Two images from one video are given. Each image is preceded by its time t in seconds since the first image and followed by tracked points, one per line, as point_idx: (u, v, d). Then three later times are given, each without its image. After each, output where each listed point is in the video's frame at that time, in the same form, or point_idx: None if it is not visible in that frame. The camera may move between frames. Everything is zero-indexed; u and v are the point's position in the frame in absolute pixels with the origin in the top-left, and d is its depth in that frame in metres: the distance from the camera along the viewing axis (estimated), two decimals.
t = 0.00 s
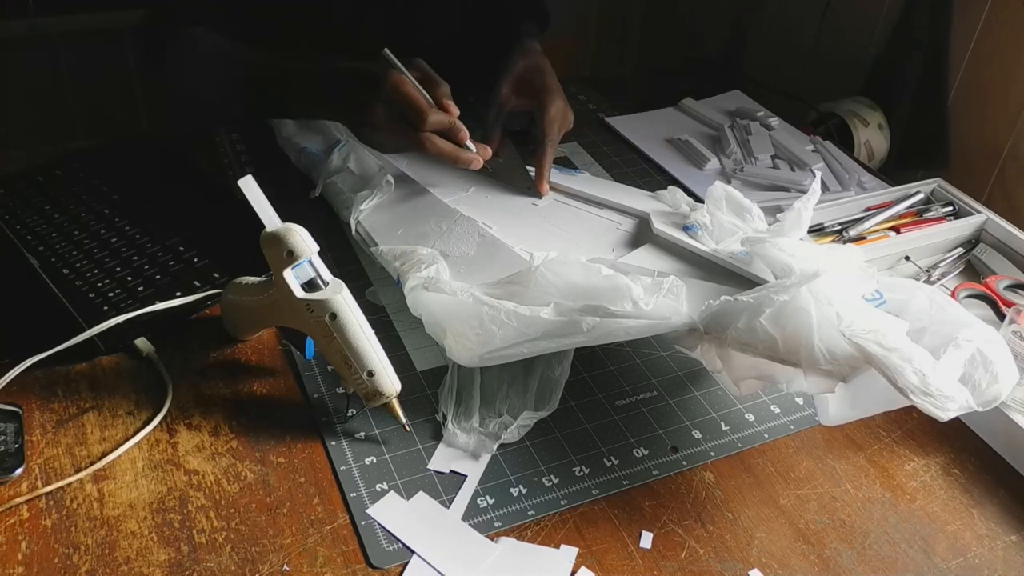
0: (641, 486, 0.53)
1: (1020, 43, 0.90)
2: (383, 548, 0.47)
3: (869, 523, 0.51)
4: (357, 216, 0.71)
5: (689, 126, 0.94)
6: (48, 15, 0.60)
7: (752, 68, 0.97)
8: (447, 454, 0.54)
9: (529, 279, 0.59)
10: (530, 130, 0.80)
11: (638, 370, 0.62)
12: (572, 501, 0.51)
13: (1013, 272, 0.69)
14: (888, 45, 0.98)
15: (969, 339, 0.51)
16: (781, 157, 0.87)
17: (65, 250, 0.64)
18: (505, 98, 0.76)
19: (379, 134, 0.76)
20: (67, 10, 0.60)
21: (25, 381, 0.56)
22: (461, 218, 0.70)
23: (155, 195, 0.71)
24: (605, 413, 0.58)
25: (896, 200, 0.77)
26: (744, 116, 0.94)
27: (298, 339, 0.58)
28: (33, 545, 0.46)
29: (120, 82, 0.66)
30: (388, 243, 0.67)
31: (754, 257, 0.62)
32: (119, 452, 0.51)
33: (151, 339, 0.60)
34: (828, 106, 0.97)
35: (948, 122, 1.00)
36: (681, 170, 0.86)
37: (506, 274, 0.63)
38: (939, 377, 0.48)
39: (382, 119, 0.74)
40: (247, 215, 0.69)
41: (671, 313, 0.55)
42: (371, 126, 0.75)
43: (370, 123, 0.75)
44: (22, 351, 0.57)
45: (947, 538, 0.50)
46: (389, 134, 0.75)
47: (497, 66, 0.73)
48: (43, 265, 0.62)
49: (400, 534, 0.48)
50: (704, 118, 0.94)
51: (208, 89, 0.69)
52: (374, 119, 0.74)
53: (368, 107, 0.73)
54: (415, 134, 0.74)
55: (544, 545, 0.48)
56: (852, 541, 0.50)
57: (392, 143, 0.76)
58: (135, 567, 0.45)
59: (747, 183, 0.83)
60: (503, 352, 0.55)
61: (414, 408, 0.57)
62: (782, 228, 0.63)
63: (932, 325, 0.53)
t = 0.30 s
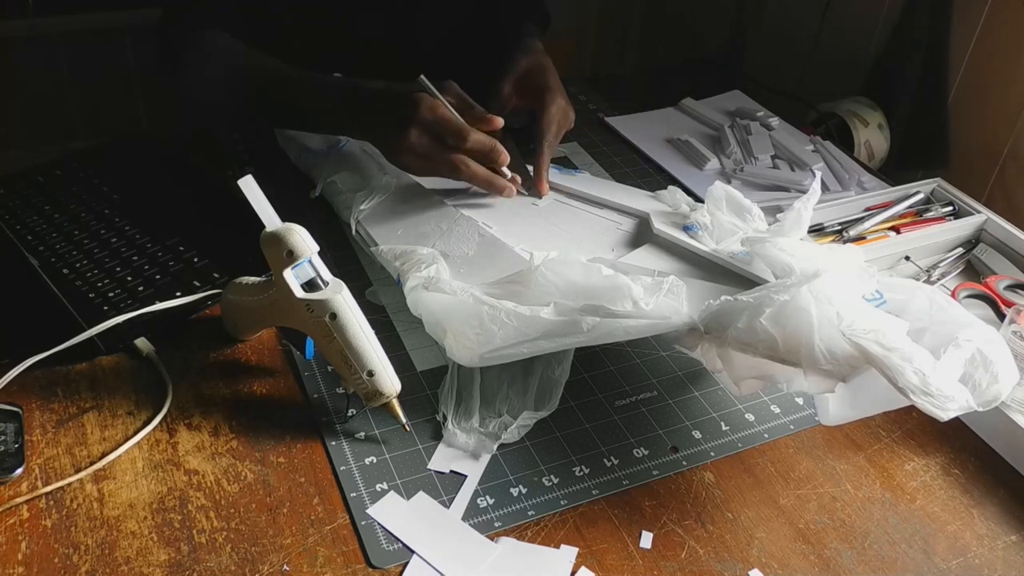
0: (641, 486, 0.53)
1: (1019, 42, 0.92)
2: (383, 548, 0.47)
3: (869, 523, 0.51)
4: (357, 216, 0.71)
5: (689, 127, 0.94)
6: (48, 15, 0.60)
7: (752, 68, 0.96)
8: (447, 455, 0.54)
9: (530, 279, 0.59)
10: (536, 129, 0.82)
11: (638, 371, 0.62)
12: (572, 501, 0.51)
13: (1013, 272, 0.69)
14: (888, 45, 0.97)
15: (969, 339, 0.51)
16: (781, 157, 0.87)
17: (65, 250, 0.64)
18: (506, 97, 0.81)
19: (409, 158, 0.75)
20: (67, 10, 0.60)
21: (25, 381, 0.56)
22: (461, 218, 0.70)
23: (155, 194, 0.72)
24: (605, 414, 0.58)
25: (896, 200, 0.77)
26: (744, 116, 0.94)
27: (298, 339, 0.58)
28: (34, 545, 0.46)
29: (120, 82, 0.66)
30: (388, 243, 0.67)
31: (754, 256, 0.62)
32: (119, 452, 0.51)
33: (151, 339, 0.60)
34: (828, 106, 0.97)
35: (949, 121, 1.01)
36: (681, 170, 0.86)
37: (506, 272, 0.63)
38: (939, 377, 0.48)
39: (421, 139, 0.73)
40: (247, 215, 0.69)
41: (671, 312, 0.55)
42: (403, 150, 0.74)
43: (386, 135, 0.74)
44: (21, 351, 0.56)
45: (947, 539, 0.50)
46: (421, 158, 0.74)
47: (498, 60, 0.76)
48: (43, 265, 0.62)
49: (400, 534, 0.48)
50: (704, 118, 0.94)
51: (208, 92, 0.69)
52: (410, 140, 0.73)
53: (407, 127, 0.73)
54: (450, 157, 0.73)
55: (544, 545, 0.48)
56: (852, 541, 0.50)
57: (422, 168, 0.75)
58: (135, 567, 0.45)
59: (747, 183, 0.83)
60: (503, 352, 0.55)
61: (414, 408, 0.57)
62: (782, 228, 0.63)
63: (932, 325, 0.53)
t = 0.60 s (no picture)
0: (641, 486, 0.53)
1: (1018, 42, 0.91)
2: (383, 548, 0.47)
3: (869, 523, 0.51)
4: (357, 215, 0.71)
5: (689, 127, 0.94)
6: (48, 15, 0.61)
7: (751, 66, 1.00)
8: (447, 454, 0.54)
9: (530, 278, 0.59)
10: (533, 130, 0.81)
11: (639, 370, 0.62)
12: (572, 501, 0.51)
13: (1014, 273, 0.69)
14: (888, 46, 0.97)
15: (969, 339, 0.51)
16: (781, 157, 0.87)
17: (65, 250, 0.64)
18: (505, 97, 0.82)
19: (421, 160, 0.74)
20: (68, 10, 0.61)
21: (25, 381, 0.56)
22: (461, 218, 0.70)
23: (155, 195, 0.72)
24: (605, 414, 0.58)
25: (896, 200, 0.77)
26: (744, 116, 0.94)
27: (298, 339, 0.58)
28: (34, 545, 0.46)
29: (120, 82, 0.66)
30: (388, 243, 0.67)
31: (754, 256, 0.62)
32: (119, 452, 0.51)
33: (151, 339, 0.60)
34: (828, 106, 0.97)
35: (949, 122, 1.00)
36: (681, 170, 0.86)
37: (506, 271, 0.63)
38: (939, 376, 0.48)
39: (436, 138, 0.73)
40: (247, 214, 0.69)
41: (671, 312, 0.55)
42: (415, 149, 0.73)
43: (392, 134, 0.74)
44: (21, 351, 0.56)
45: (947, 539, 0.50)
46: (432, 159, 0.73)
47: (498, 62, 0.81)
48: (43, 265, 0.62)
49: (400, 534, 0.48)
50: (704, 118, 0.94)
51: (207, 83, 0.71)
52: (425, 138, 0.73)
53: (422, 126, 0.73)
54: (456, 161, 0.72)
55: (544, 545, 0.48)
56: (852, 541, 0.50)
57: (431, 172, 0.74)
58: (135, 567, 0.45)
59: (747, 183, 0.83)
60: (503, 351, 0.55)
61: (414, 408, 0.57)
62: (782, 228, 0.63)
63: (932, 325, 0.53)
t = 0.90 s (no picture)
0: (641, 486, 0.53)
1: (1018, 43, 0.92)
2: (383, 548, 0.47)
3: (869, 523, 0.51)
4: (357, 215, 0.71)
5: (689, 127, 0.94)
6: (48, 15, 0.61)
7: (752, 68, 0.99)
8: (447, 455, 0.54)
9: (531, 278, 0.59)
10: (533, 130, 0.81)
11: (638, 370, 0.62)
12: (572, 501, 0.51)
13: (1014, 273, 0.69)
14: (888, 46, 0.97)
15: (969, 339, 0.51)
16: (781, 157, 0.87)
17: (65, 250, 0.64)
18: (506, 97, 0.81)
19: (430, 153, 0.75)
20: (67, 10, 0.61)
21: (25, 381, 0.56)
22: (461, 218, 0.70)
23: (155, 195, 0.72)
24: (606, 414, 0.58)
25: (896, 200, 0.77)
26: (744, 117, 0.94)
27: (298, 339, 0.58)
28: (33, 546, 0.46)
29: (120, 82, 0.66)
30: (388, 242, 0.67)
31: (755, 256, 0.62)
32: (119, 452, 0.51)
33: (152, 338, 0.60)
34: (828, 106, 0.97)
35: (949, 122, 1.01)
36: (681, 170, 0.86)
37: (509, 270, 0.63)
38: (939, 376, 0.48)
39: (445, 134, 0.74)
40: (247, 215, 0.69)
41: (672, 311, 0.55)
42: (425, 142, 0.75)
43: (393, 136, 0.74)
44: (21, 351, 0.56)
45: (947, 539, 0.50)
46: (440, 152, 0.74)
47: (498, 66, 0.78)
48: (43, 265, 0.62)
49: (400, 534, 0.48)
50: (704, 118, 0.94)
51: (211, 88, 0.69)
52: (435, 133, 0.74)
53: (432, 120, 0.75)
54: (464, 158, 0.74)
55: (544, 545, 0.48)
56: (852, 541, 0.50)
57: (439, 166, 0.75)
58: (135, 567, 0.45)
59: (747, 183, 0.83)
60: (504, 351, 0.55)
61: (414, 408, 0.57)
62: (782, 228, 0.63)
63: (933, 326, 0.53)
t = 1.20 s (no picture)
0: (641, 486, 0.53)
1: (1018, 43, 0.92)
2: (383, 549, 0.47)
3: (869, 523, 0.51)
4: (357, 214, 0.71)
5: (689, 126, 0.94)
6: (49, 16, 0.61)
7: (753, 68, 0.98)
8: (447, 455, 0.54)
9: (532, 277, 0.58)
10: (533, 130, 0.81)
11: (638, 370, 0.62)
12: (572, 501, 0.51)
13: (1013, 272, 0.69)
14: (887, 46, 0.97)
15: (969, 339, 0.51)
16: (781, 156, 0.87)
17: (65, 250, 0.64)
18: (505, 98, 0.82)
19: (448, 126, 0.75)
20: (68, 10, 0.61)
21: (25, 381, 0.56)
22: (461, 218, 0.70)
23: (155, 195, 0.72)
24: (606, 414, 0.58)
25: (896, 200, 0.77)
26: (744, 116, 0.94)
27: (298, 339, 0.58)
28: (33, 546, 0.46)
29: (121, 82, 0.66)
30: (388, 242, 0.67)
31: (755, 256, 0.62)
32: (119, 452, 0.51)
33: (151, 339, 0.60)
34: (828, 106, 0.97)
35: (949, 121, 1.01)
36: (680, 170, 0.86)
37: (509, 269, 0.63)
38: (940, 375, 0.48)
39: (469, 112, 0.74)
40: (247, 215, 0.69)
41: (673, 310, 0.55)
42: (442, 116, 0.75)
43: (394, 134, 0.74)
44: (21, 351, 0.56)
45: (947, 539, 0.50)
46: (460, 130, 0.74)
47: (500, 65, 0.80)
48: (43, 265, 0.62)
49: (400, 534, 0.48)
50: (704, 118, 0.94)
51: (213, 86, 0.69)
52: (461, 109, 0.74)
53: (457, 96, 0.74)
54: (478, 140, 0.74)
55: (544, 545, 0.48)
56: (852, 541, 0.50)
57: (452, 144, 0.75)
58: (135, 567, 0.45)
59: (747, 183, 0.83)
60: (505, 349, 0.55)
61: (414, 408, 0.57)
62: (783, 228, 0.62)
63: (933, 325, 0.53)
